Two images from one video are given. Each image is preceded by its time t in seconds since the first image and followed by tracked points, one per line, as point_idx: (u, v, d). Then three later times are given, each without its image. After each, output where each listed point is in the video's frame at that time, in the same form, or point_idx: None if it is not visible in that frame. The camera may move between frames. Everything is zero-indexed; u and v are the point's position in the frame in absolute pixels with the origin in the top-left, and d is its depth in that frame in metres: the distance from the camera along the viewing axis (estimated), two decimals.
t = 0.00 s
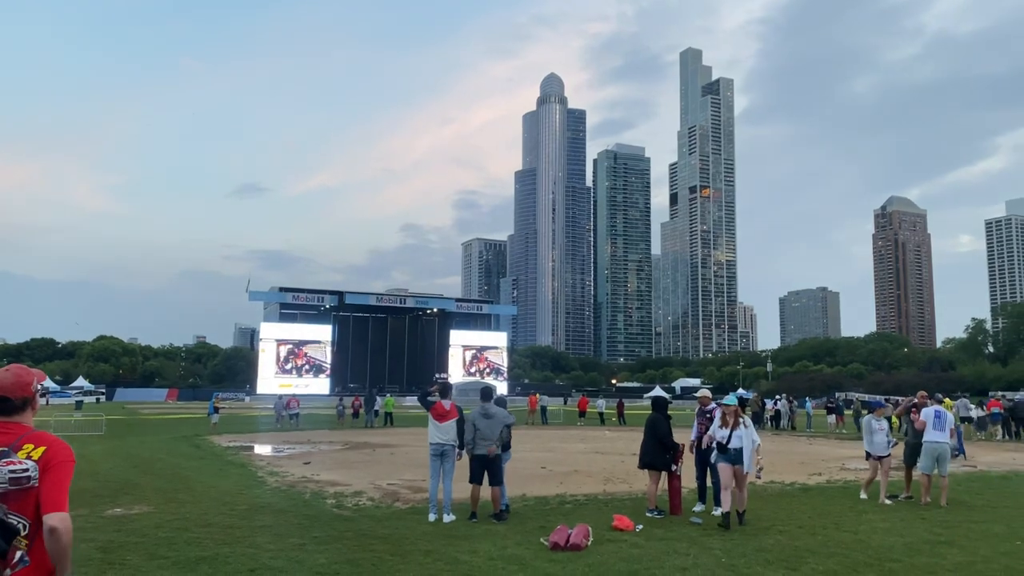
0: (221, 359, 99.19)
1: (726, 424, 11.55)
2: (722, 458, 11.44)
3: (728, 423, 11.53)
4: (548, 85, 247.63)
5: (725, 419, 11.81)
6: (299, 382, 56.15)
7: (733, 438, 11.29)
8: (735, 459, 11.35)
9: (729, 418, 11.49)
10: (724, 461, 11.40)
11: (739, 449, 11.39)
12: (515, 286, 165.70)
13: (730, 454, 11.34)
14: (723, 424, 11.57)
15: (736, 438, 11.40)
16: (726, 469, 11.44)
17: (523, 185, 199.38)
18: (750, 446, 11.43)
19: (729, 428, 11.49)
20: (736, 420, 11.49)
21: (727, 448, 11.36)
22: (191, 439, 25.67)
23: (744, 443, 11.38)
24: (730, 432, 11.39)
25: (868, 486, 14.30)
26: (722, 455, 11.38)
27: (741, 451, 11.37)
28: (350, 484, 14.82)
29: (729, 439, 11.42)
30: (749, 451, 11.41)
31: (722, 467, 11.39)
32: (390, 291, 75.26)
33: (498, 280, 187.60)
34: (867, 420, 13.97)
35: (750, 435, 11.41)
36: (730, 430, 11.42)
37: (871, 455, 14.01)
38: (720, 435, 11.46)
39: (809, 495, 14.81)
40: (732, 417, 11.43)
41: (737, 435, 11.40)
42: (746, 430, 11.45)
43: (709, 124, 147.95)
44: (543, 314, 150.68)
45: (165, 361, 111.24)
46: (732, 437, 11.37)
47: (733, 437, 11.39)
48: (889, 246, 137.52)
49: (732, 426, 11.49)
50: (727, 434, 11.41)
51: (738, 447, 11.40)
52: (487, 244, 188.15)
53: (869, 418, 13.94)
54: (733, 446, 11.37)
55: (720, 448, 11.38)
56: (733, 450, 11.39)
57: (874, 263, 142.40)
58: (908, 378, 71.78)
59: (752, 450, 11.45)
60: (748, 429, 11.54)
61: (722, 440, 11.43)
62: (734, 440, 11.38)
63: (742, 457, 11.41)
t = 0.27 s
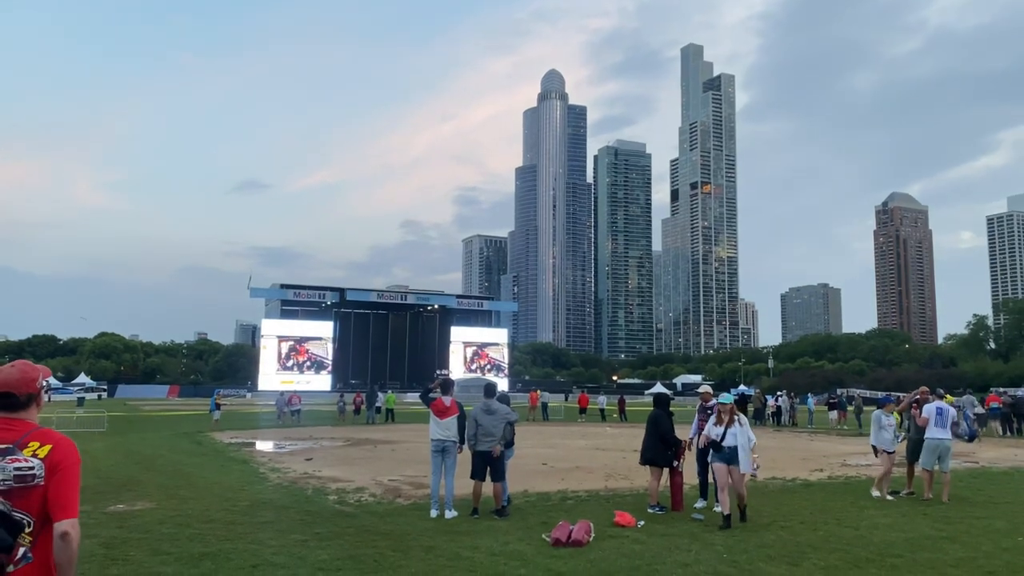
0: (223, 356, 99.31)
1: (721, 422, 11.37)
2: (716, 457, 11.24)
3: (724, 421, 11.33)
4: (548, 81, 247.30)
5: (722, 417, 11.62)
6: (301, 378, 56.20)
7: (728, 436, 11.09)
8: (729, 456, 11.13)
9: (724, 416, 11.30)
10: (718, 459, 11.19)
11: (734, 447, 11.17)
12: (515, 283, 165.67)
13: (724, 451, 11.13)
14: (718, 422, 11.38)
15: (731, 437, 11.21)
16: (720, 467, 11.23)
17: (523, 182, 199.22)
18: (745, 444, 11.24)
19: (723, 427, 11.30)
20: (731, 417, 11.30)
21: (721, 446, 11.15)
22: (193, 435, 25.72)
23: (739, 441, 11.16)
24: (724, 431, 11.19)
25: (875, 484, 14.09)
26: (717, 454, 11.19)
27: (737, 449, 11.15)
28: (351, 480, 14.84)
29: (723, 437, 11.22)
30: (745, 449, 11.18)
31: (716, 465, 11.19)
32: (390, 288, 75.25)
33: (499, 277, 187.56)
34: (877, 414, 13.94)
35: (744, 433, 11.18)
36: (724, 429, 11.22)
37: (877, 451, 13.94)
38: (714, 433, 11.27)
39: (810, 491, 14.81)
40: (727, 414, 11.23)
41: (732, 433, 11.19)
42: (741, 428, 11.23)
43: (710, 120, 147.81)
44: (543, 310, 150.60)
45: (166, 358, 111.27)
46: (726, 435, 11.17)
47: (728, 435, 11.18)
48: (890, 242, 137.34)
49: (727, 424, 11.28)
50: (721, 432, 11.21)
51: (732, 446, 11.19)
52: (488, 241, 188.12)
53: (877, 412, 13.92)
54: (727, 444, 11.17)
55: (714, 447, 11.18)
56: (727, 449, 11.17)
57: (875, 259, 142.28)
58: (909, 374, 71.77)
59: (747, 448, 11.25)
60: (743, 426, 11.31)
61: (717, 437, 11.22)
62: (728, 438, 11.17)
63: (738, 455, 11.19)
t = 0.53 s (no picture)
0: (229, 353, 99.64)
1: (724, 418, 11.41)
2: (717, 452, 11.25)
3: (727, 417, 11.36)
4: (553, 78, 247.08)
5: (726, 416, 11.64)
6: (307, 375, 56.34)
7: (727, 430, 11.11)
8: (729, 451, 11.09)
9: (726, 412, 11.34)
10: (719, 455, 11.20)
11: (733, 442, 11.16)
12: (520, 280, 165.78)
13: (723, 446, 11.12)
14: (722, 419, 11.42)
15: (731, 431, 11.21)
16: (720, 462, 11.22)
17: (528, 178, 199.22)
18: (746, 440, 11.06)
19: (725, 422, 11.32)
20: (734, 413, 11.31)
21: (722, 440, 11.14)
22: (199, 431, 25.75)
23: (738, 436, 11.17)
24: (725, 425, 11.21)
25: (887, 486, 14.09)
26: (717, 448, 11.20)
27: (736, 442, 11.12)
28: (358, 477, 14.86)
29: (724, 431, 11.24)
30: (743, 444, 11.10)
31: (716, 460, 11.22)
32: (396, 285, 75.34)
33: (504, 274, 187.73)
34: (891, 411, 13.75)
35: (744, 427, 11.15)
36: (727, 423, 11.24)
37: (889, 450, 13.77)
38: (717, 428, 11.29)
39: (817, 488, 14.80)
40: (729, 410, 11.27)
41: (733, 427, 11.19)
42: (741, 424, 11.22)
43: (715, 116, 147.40)
44: (548, 306, 150.63)
45: (173, 355, 111.65)
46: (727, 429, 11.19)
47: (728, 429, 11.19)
48: (895, 238, 137.02)
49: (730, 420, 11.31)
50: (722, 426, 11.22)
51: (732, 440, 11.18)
52: (493, 238, 188.08)
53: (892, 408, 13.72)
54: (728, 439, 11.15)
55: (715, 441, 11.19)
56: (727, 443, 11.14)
57: (881, 255, 141.89)
58: (916, 370, 71.58)
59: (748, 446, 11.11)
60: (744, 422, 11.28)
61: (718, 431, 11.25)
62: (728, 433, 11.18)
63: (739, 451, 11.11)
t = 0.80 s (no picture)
0: (237, 350, 100.03)
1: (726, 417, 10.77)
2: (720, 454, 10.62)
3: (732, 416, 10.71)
4: (560, 75, 246.84)
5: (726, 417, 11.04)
6: (315, 372, 56.50)
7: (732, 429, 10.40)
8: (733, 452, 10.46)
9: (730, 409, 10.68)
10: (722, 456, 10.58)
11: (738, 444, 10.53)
12: (528, 277, 165.87)
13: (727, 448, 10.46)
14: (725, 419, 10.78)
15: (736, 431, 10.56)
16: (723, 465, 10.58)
17: (535, 175, 199.15)
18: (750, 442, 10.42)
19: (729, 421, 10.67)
20: (737, 412, 10.68)
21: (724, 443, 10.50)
22: (209, 429, 25.87)
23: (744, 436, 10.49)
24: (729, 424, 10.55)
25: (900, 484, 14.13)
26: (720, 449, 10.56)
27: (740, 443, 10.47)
28: (366, 473, 14.91)
29: (728, 433, 10.60)
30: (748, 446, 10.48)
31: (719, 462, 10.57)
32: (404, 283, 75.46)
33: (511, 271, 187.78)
34: (902, 407, 13.66)
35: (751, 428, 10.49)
36: (730, 423, 10.61)
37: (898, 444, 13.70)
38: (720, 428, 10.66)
39: (826, 484, 14.77)
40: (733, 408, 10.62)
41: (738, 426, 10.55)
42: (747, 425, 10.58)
43: (723, 112, 147.03)
44: (556, 303, 150.70)
45: (182, 352, 112.09)
46: (731, 428, 10.52)
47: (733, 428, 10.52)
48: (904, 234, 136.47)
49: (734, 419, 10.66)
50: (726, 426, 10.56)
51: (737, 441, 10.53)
52: (501, 235, 188.17)
53: (903, 405, 13.62)
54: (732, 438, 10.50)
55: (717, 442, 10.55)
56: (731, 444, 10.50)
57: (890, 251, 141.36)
58: (926, 367, 71.34)
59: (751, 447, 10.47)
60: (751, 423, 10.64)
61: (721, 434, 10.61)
62: (732, 433, 10.54)
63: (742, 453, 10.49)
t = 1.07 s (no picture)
0: (248, 348, 100.50)
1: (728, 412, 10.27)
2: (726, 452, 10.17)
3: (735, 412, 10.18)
4: (568, 71, 246.30)
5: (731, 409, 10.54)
6: (325, 369, 56.72)
7: (735, 430, 9.90)
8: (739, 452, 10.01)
9: (734, 406, 10.15)
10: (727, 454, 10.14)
11: (743, 442, 10.05)
12: (536, 273, 165.93)
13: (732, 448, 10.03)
14: (727, 414, 10.26)
15: (741, 430, 10.06)
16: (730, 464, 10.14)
17: (543, 172, 199.02)
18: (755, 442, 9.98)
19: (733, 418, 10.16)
20: (741, 408, 10.16)
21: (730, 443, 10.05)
22: (219, 426, 26.00)
23: (749, 436, 10.00)
24: (733, 424, 10.05)
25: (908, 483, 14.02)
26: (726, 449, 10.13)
27: (746, 443, 9.99)
28: (376, 471, 14.95)
29: (733, 430, 10.09)
30: (755, 445, 10.05)
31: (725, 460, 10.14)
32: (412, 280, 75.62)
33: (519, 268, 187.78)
34: (912, 406, 13.51)
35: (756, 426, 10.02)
36: (733, 421, 10.11)
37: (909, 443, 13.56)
38: (724, 426, 10.17)
39: (836, 481, 14.69)
40: (736, 407, 10.07)
41: (743, 425, 10.05)
42: (753, 422, 10.07)
43: (732, 108, 146.45)
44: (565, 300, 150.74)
45: (192, 350, 112.67)
46: (736, 428, 10.02)
47: (737, 428, 10.02)
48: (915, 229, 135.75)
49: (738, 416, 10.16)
50: (729, 426, 10.08)
51: (741, 440, 10.06)
52: (509, 232, 188.22)
53: (915, 403, 13.46)
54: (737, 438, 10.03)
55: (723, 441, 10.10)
56: (737, 444, 10.04)
57: (901, 247, 140.59)
58: (937, 363, 70.94)
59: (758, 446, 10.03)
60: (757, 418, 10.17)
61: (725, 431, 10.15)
62: (737, 432, 10.03)
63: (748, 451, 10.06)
